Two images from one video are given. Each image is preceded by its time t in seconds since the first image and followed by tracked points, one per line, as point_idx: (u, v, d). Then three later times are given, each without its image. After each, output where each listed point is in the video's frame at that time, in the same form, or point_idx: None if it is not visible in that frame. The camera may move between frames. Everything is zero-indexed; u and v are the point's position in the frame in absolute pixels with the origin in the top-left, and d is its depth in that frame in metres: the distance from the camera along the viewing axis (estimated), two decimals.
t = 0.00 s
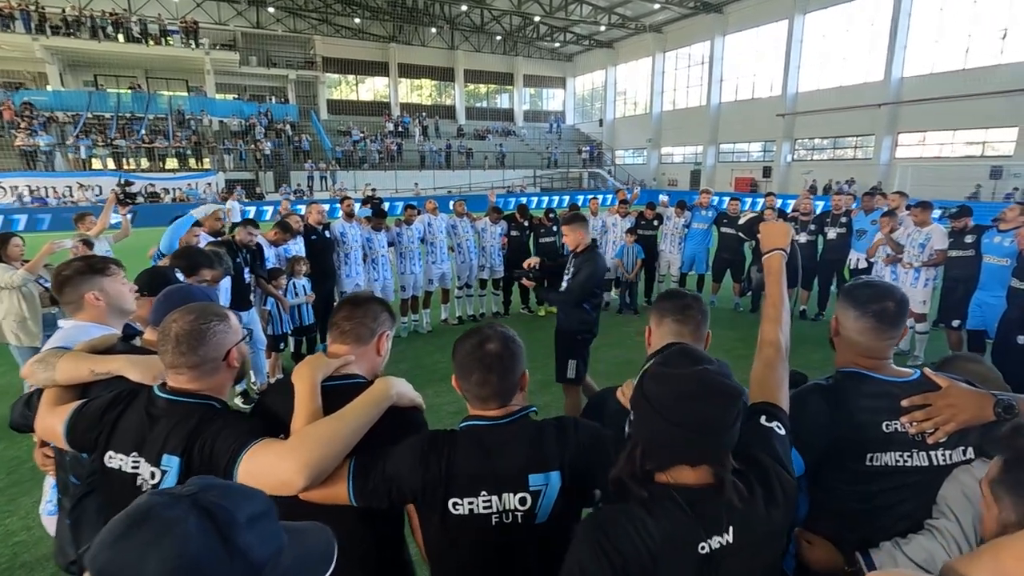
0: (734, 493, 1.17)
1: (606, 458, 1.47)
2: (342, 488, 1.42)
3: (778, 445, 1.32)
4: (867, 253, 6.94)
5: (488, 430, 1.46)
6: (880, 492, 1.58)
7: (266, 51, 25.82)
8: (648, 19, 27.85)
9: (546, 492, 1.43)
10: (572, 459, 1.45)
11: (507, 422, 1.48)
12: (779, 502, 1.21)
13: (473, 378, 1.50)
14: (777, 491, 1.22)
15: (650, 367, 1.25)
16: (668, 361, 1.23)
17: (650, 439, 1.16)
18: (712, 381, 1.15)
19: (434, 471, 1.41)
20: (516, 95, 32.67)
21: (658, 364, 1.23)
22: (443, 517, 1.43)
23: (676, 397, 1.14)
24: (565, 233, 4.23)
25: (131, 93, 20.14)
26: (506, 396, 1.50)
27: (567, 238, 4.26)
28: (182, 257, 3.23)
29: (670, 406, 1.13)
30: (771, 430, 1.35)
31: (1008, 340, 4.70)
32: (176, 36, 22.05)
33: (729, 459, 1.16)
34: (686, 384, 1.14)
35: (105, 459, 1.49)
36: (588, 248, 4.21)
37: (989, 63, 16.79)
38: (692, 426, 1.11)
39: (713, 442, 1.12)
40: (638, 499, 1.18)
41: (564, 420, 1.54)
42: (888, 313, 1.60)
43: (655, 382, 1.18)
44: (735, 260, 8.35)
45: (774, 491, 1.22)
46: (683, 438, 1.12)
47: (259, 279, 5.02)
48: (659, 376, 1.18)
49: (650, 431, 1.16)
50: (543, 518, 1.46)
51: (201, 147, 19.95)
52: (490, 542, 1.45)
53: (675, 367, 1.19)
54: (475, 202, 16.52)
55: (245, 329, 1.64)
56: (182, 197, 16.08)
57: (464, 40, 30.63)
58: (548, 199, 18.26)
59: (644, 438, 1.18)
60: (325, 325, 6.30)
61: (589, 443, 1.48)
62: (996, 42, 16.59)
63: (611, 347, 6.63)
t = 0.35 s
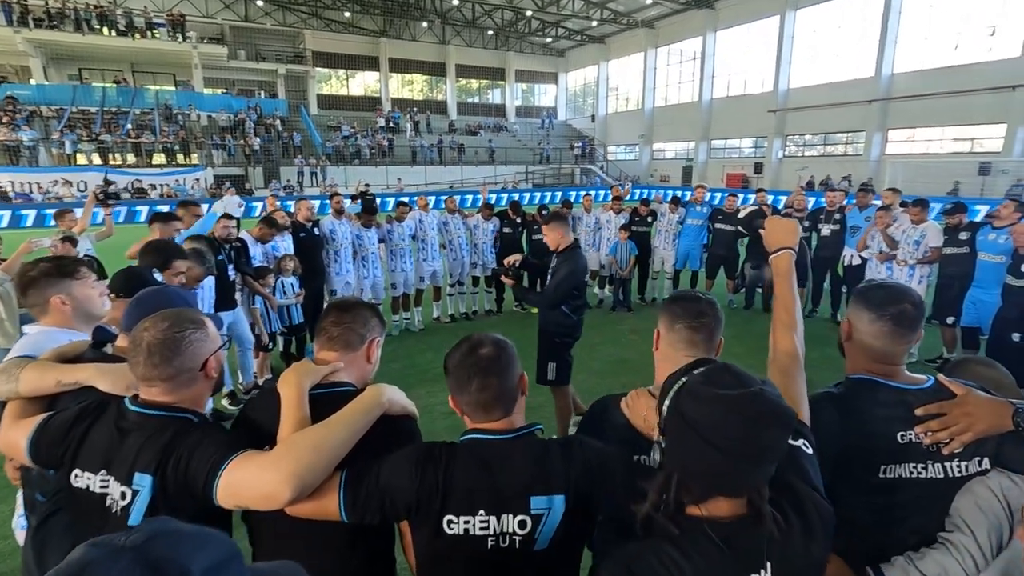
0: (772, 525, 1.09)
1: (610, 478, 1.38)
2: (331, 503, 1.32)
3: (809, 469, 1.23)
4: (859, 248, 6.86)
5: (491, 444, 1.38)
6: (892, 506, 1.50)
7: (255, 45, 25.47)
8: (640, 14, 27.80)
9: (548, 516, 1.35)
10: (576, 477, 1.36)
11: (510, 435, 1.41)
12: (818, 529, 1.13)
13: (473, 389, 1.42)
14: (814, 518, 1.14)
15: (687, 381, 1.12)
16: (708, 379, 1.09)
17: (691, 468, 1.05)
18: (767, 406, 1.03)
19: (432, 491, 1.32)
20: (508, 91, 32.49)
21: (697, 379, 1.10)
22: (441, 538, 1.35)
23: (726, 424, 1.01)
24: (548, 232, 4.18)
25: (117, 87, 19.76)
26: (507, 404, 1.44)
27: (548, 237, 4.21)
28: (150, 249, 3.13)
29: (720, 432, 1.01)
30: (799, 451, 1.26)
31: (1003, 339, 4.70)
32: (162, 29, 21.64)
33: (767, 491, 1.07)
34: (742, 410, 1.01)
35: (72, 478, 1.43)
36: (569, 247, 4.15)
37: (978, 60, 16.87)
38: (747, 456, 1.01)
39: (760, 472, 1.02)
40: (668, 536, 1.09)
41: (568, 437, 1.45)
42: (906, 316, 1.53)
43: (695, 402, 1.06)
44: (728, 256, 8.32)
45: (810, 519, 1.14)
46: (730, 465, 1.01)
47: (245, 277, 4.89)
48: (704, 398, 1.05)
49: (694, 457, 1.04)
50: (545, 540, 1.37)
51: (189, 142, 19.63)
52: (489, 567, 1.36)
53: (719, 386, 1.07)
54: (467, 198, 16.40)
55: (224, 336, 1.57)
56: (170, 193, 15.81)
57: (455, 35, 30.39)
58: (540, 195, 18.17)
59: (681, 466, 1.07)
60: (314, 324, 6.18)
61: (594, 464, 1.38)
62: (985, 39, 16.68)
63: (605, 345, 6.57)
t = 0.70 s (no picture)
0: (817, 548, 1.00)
1: (615, 488, 1.29)
2: (321, 518, 1.24)
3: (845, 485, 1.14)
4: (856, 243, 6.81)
5: (498, 451, 1.29)
6: (910, 515, 1.44)
7: (246, 38, 25.15)
8: (634, 9, 27.70)
9: (551, 529, 1.27)
10: (581, 488, 1.27)
11: (512, 441, 1.32)
12: (865, 555, 1.05)
13: (480, 393, 1.33)
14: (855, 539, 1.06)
15: (732, 391, 1.01)
16: (761, 385, 1.00)
17: (736, 487, 0.95)
18: (833, 422, 0.93)
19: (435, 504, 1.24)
20: (502, 85, 32.30)
21: (745, 387, 1.00)
22: (441, 553, 1.26)
23: (782, 437, 0.91)
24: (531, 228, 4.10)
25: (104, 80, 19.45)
26: (511, 407, 1.35)
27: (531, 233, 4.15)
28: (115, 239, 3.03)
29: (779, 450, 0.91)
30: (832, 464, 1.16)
31: (1001, 334, 4.70)
32: (150, 21, 21.31)
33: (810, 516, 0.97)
34: (807, 426, 0.91)
35: (43, 491, 1.35)
36: (552, 243, 4.06)
37: (970, 55, 16.91)
38: (804, 475, 0.91)
39: (815, 494, 0.93)
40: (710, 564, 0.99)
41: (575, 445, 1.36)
42: (931, 314, 1.48)
43: (748, 412, 0.95)
44: (724, 251, 8.28)
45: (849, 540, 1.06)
46: (787, 484, 0.91)
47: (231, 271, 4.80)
48: (755, 409, 0.95)
49: (741, 472, 0.94)
50: (547, 554, 1.29)
51: (179, 136, 19.37)
52: None
53: (772, 395, 0.97)
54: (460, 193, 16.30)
55: (208, 339, 1.48)
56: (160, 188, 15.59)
57: (449, 29, 30.16)
58: (535, 190, 18.09)
59: (722, 484, 0.97)
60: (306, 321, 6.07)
61: (602, 477, 1.29)
62: (977, 34, 16.73)
63: (601, 341, 6.53)
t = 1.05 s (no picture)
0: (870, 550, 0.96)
1: (636, 493, 1.18)
2: (313, 531, 1.12)
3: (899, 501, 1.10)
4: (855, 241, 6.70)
5: (513, 457, 1.19)
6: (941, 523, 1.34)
7: (237, 36, 24.86)
8: (628, 8, 27.65)
9: (567, 544, 1.16)
10: (602, 498, 1.16)
11: (528, 445, 1.22)
12: (925, 560, 1.04)
13: (496, 396, 1.23)
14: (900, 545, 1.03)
15: (794, 376, 0.97)
16: (833, 366, 0.95)
17: (801, 482, 0.90)
18: (913, 410, 0.87)
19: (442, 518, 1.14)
20: (495, 84, 32.16)
21: (809, 372, 0.95)
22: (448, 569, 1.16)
23: (852, 421, 0.86)
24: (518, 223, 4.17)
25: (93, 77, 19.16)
26: (528, 410, 1.25)
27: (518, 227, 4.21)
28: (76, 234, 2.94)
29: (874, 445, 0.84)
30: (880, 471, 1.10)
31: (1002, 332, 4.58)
32: (140, 18, 21.02)
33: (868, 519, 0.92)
34: (893, 413, 0.85)
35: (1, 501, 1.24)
36: (538, 235, 4.13)
37: (962, 55, 16.95)
38: (884, 471, 0.86)
39: (890, 491, 0.88)
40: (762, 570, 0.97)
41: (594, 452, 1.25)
42: (968, 303, 1.39)
43: (816, 396, 0.90)
44: (720, 249, 8.21)
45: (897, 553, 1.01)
46: (859, 481, 0.86)
47: (214, 265, 4.66)
48: (822, 397, 0.89)
49: (808, 462, 0.89)
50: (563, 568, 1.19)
51: (169, 134, 19.12)
52: None
53: (848, 378, 0.92)
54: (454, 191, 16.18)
55: (187, 334, 1.36)
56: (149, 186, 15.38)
57: (442, 28, 30.01)
58: (529, 188, 17.99)
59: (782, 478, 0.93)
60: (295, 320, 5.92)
61: (623, 486, 1.19)
62: (969, 35, 16.77)
63: (598, 339, 6.43)
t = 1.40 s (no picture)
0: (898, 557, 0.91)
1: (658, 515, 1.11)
2: (294, 547, 1.06)
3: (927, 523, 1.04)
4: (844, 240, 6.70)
5: (511, 477, 1.13)
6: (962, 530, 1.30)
7: (226, 38, 24.67)
8: (619, 11, 27.78)
9: (570, 571, 1.10)
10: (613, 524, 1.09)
11: (530, 464, 1.16)
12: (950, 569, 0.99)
13: (514, 409, 1.16)
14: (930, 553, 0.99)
15: (812, 372, 0.91)
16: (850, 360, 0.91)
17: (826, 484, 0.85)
18: (953, 404, 0.81)
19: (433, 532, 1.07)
20: (487, 88, 32.14)
21: (832, 365, 0.90)
22: None
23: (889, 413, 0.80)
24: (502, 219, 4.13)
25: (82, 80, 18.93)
26: (531, 426, 1.19)
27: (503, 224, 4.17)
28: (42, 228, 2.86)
29: (908, 440, 0.78)
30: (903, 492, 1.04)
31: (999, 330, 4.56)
32: (129, 20, 20.83)
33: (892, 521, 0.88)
34: (927, 406, 0.80)
35: None
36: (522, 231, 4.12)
37: (948, 59, 17.18)
38: (918, 470, 0.80)
39: (918, 493, 0.81)
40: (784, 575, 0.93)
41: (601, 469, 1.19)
42: (987, 296, 1.33)
43: (841, 390, 0.85)
44: (714, 250, 8.21)
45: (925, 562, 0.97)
46: (898, 479, 0.80)
47: (200, 267, 4.58)
48: (847, 388, 0.84)
49: (836, 462, 0.83)
50: None
51: (158, 137, 18.91)
52: None
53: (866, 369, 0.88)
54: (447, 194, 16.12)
55: (166, 335, 1.29)
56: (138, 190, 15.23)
57: (434, 31, 30.00)
58: (522, 190, 17.96)
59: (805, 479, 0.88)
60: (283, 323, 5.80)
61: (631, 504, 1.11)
62: (956, 39, 17.00)
63: (593, 340, 6.40)
